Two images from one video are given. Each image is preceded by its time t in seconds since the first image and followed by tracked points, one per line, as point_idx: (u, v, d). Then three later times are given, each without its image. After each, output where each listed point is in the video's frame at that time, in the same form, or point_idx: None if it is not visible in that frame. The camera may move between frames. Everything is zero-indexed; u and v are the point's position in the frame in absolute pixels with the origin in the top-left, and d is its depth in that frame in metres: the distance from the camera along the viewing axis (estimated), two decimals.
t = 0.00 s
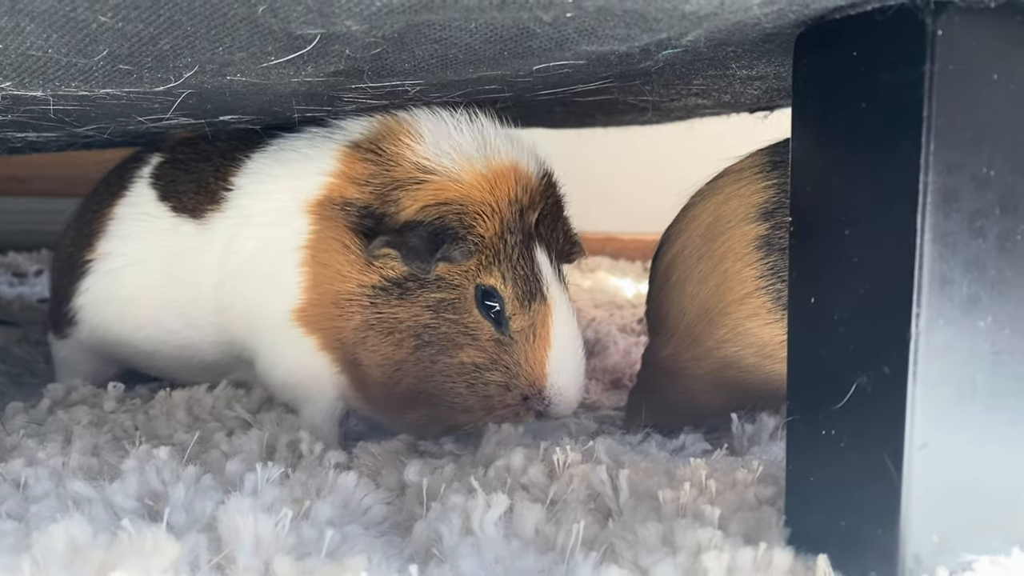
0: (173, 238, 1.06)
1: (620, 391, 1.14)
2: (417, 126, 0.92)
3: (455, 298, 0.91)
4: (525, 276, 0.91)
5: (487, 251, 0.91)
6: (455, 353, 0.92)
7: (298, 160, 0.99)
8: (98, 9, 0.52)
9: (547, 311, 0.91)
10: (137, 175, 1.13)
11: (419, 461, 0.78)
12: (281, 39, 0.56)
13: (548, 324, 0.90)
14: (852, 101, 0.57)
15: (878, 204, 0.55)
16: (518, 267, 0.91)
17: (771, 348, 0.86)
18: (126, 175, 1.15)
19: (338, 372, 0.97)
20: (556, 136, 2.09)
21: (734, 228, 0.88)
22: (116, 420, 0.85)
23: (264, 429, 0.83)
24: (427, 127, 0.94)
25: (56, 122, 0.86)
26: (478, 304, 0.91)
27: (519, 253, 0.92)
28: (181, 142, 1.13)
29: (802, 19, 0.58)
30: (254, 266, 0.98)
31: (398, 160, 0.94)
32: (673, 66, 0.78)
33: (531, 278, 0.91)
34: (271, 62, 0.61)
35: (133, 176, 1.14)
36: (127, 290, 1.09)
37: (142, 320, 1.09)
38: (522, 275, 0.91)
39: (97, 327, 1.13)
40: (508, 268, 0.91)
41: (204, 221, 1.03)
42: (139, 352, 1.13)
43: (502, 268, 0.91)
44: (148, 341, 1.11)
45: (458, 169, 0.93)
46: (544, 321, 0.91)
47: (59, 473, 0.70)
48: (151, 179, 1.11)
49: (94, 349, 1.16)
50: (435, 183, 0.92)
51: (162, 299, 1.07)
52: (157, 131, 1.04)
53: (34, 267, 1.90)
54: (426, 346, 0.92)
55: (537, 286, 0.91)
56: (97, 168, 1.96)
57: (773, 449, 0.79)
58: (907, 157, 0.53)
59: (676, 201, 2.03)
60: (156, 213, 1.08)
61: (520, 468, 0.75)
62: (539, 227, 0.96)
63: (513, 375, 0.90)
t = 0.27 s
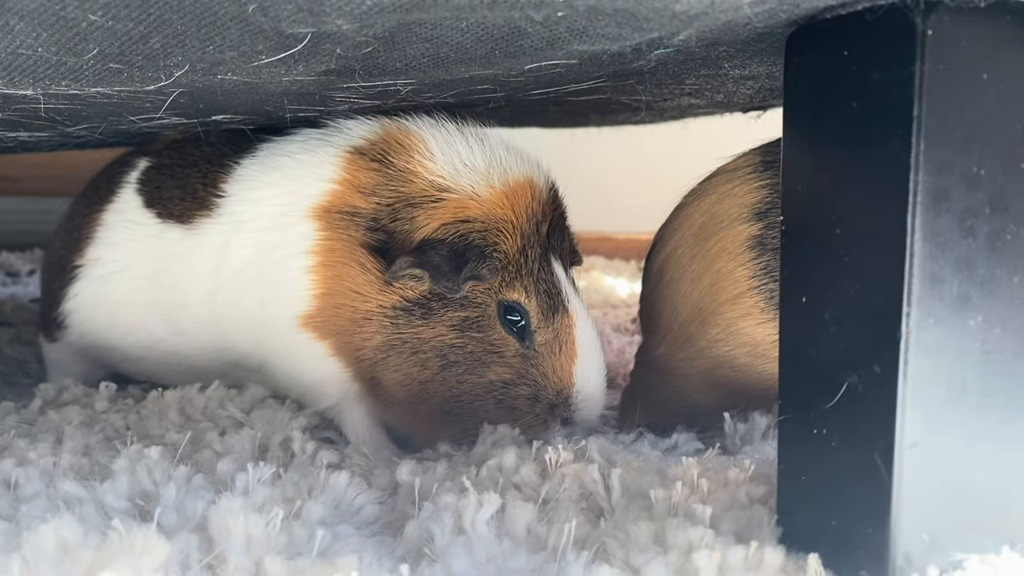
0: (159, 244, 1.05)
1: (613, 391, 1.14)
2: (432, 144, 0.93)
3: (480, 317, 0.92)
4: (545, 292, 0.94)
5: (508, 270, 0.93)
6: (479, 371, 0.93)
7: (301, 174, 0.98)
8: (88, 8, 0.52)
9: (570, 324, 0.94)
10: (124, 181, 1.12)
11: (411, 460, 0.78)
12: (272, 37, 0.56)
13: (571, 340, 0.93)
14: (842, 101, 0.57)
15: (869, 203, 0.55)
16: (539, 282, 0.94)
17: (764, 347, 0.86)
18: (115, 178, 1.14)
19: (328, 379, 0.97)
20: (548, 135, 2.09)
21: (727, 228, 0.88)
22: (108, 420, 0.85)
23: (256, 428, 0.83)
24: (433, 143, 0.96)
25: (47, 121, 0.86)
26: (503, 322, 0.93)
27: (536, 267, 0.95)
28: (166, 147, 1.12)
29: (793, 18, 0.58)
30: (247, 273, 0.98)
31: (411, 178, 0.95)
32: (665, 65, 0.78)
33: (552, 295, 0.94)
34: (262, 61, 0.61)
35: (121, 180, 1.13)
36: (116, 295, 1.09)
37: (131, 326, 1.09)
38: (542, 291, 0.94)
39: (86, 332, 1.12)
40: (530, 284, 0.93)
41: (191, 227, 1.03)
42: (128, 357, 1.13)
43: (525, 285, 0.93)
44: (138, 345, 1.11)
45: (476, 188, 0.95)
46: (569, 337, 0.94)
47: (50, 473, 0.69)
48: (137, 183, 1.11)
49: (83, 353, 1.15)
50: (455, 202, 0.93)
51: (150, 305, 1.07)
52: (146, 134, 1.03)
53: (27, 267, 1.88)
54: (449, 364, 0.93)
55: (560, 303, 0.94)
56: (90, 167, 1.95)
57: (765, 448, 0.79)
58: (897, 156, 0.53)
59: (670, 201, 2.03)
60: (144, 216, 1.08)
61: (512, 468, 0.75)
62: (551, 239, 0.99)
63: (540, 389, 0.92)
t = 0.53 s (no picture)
0: (154, 243, 1.05)
1: (607, 389, 1.14)
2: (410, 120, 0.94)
3: (450, 280, 0.90)
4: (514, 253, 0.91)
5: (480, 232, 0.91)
6: (453, 341, 0.91)
7: (286, 163, 0.98)
8: (79, 5, 0.52)
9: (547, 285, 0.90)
10: (118, 180, 1.12)
11: (405, 459, 0.78)
12: (264, 35, 0.56)
13: (540, 297, 0.89)
14: (835, 99, 0.57)
15: (862, 201, 0.55)
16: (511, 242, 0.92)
17: (757, 346, 0.86)
18: (109, 177, 1.14)
19: (321, 380, 0.97)
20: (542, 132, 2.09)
21: (720, 226, 0.88)
22: (101, 418, 0.85)
23: (249, 426, 0.82)
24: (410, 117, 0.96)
25: (40, 119, 0.86)
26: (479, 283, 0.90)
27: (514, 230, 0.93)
28: (160, 145, 1.12)
29: (785, 16, 0.58)
30: (241, 273, 0.98)
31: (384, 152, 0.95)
32: (659, 63, 0.78)
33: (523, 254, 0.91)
34: (254, 58, 0.61)
35: (115, 178, 1.13)
36: (110, 295, 1.09)
37: (125, 325, 1.09)
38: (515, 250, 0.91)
39: (78, 330, 1.12)
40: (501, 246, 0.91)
41: (186, 227, 1.03)
42: (121, 356, 1.13)
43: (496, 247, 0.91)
44: (131, 345, 1.11)
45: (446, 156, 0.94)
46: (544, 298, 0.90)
47: (42, 472, 0.69)
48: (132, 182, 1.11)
49: (74, 352, 1.15)
50: (424, 169, 0.93)
51: (143, 306, 1.07)
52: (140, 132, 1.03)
53: (22, 266, 1.88)
54: (427, 332, 0.91)
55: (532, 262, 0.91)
56: (84, 165, 1.94)
57: (758, 446, 0.79)
58: (890, 154, 0.53)
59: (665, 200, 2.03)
60: (139, 216, 1.07)
61: (505, 466, 0.75)
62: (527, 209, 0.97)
63: (507, 352, 0.89)
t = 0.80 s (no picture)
0: (156, 242, 1.05)
1: (606, 387, 1.14)
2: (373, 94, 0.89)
3: (374, 259, 0.86)
4: (418, 224, 0.85)
5: (422, 206, 0.86)
6: (359, 322, 0.87)
7: (260, 153, 0.98)
8: None
9: (469, 261, 0.84)
10: (118, 177, 1.12)
11: (403, 456, 0.78)
12: (262, 30, 0.56)
13: (441, 275, 0.83)
14: (834, 95, 0.57)
15: (862, 197, 0.55)
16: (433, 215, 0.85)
17: (755, 343, 0.86)
18: (108, 173, 1.14)
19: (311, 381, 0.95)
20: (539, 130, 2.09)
21: (720, 224, 0.88)
22: (98, 415, 0.85)
23: (247, 424, 0.82)
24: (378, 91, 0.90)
25: (37, 115, 0.86)
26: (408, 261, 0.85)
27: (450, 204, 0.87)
28: (163, 143, 1.12)
29: (785, 12, 0.58)
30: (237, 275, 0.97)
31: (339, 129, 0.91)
32: (657, 59, 0.78)
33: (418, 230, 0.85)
34: (252, 54, 0.61)
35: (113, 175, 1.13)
36: (112, 292, 1.09)
37: (125, 323, 1.09)
38: (432, 226, 0.85)
39: (78, 328, 1.12)
40: (429, 219, 0.85)
41: (185, 224, 1.03)
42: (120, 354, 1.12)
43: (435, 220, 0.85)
44: (131, 342, 1.10)
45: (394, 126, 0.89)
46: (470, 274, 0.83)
47: (39, 469, 0.69)
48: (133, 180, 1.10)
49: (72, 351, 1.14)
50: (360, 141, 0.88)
51: (145, 303, 1.07)
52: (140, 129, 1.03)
53: (19, 263, 1.87)
54: (347, 316, 0.88)
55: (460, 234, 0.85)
56: (82, 161, 1.93)
57: (757, 444, 0.79)
58: (889, 149, 0.53)
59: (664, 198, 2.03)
60: (139, 213, 1.07)
61: (504, 463, 0.75)
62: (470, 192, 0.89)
63: (410, 336, 0.83)
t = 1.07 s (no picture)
0: (175, 222, 1.06)
1: (607, 383, 1.13)
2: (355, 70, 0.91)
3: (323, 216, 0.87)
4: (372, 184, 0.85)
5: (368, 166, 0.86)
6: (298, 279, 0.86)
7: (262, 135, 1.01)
8: None
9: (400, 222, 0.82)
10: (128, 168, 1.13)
11: (404, 452, 0.78)
12: (262, 24, 0.56)
13: (351, 232, 0.82)
14: (837, 90, 0.57)
15: (864, 192, 0.55)
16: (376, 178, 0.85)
17: (756, 340, 0.86)
18: (118, 166, 1.14)
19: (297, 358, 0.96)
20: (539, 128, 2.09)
21: (720, 221, 0.88)
22: (97, 412, 0.85)
23: (247, 420, 0.82)
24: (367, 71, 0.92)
25: (36, 110, 0.85)
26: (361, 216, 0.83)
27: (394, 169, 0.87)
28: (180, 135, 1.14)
29: (787, 6, 0.58)
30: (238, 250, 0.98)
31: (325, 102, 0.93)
32: (658, 53, 0.78)
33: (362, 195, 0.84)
34: (252, 48, 0.61)
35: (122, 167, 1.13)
36: (129, 278, 1.08)
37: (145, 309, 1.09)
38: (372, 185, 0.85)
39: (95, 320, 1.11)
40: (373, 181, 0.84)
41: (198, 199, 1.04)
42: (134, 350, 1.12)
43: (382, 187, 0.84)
44: (144, 332, 1.10)
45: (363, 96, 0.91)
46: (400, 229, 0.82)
47: (39, 465, 0.69)
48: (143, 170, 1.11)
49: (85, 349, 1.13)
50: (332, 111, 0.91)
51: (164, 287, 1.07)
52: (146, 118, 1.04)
53: (17, 261, 1.86)
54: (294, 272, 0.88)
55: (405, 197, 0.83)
56: (80, 159, 1.93)
57: (757, 441, 0.79)
58: (892, 144, 0.53)
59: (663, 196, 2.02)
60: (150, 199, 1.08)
61: (504, 459, 0.74)
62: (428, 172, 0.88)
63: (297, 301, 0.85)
